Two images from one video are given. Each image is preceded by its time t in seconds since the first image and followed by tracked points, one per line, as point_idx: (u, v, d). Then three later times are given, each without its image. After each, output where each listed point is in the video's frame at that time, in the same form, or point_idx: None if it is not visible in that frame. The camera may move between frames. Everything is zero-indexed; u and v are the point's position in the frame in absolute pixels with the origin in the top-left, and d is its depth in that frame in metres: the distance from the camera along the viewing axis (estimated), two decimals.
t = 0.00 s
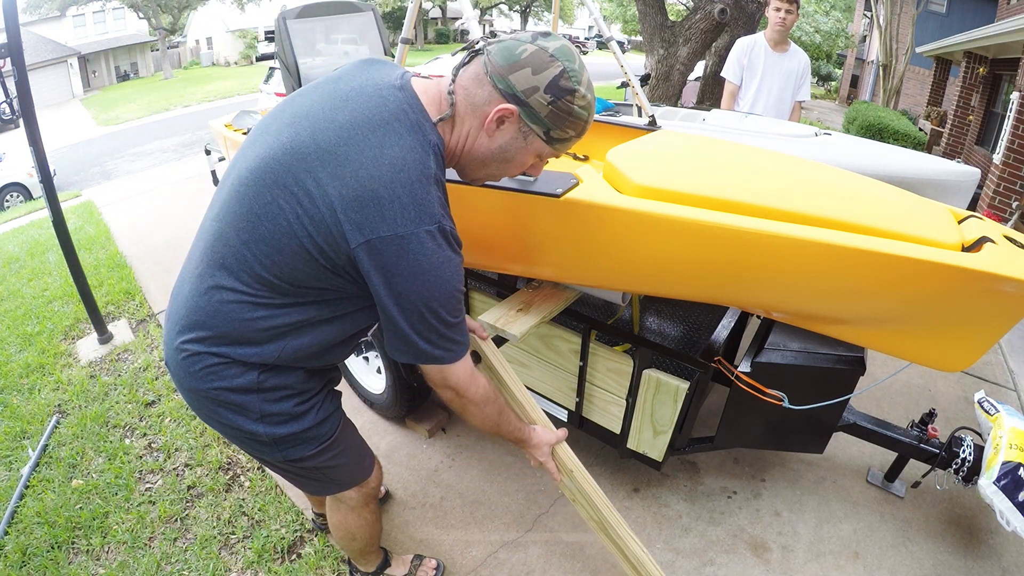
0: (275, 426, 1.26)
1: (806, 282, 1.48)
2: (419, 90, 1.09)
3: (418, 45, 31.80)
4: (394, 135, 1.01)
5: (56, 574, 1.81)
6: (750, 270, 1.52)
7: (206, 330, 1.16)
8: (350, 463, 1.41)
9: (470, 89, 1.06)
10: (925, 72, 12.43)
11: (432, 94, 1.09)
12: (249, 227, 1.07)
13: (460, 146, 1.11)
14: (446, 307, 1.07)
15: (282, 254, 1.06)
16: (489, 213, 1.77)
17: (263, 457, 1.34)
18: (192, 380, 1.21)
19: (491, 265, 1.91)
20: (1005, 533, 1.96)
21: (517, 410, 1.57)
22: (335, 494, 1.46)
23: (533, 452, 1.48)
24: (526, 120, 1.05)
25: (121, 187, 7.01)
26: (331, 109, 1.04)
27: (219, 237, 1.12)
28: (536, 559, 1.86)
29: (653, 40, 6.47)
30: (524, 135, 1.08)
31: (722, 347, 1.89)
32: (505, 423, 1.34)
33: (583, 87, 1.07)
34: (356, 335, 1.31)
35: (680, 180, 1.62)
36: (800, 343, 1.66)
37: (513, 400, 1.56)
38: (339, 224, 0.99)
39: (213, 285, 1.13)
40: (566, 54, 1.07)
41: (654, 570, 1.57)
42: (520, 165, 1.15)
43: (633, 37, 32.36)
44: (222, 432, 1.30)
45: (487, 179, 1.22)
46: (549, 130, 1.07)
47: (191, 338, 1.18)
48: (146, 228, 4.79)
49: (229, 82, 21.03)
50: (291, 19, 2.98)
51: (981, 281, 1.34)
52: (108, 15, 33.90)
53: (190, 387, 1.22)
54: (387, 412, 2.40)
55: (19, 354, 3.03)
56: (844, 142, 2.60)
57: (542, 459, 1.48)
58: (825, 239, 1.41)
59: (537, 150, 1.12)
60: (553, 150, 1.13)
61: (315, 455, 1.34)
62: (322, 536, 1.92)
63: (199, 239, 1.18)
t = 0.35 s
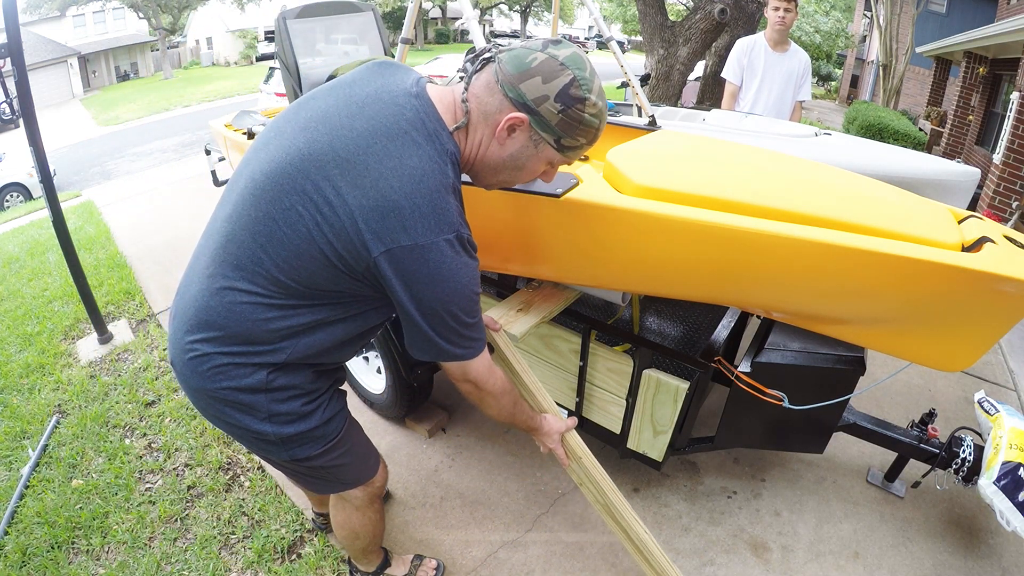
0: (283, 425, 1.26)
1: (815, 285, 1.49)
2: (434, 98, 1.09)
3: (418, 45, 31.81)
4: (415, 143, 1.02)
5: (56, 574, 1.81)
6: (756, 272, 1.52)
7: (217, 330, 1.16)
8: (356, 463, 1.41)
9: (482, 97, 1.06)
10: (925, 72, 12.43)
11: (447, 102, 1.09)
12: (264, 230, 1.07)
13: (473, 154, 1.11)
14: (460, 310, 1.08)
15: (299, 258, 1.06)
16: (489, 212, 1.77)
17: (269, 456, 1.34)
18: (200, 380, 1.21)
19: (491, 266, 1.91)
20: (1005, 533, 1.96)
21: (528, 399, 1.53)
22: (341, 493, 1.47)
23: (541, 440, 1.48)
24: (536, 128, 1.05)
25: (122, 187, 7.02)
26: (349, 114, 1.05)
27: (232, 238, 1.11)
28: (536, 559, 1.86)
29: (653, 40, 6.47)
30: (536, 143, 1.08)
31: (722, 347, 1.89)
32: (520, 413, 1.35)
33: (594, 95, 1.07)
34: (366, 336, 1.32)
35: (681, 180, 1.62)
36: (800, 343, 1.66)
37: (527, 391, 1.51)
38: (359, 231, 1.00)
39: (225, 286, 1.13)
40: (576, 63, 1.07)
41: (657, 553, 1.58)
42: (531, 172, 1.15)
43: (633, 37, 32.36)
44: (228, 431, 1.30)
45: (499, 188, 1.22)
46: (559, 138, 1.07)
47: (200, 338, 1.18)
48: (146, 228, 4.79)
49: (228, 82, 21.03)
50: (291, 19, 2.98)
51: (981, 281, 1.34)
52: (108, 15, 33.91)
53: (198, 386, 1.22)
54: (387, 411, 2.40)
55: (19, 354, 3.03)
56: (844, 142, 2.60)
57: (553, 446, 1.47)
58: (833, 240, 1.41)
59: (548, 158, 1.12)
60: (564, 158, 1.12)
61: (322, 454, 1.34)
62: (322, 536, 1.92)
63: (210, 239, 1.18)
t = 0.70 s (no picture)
0: (285, 425, 1.26)
1: (818, 288, 1.49)
2: (441, 104, 1.09)
3: (418, 45, 31.80)
4: (423, 149, 1.02)
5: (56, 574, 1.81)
6: (760, 274, 1.52)
7: (222, 331, 1.16)
8: (359, 462, 1.41)
9: (486, 103, 1.06)
10: (925, 71, 12.43)
11: (453, 108, 1.09)
12: (271, 233, 1.08)
13: (480, 160, 1.11)
14: (465, 314, 1.08)
15: (305, 261, 1.06)
16: (489, 212, 1.77)
17: (271, 455, 1.34)
18: (204, 379, 1.21)
19: (492, 266, 1.91)
20: (1005, 533, 1.96)
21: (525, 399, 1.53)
22: (343, 492, 1.47)
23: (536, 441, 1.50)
24: (540, 133, 1.04)
25: (122, 187, 7.02)
26: (357, 119, 1.05)
27: (238, 240, 1.11)
28: (536, 559, 1.86)
29: (653, 40, 6.47)
30: (540, 148, 1.07)
31: (722, 347, 1.89)
32: (518, 415, 1.36)
33: (598, 99, 1.05)
34: (370, 338, 1.32)
35: (681, 180, 1.62)
36: (800, 342, 1.66)
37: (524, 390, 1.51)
38: (366, 236, 1.00)
39: (230, 286, 1.13)
40: (579, 67, 1.05)
41: (643, 551, 1.62)
42: (537, 177, 1.14)
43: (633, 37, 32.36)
44: (230, 430, 1.30)
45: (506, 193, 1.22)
46: (563, 143, 1.06)
47: (204, 337, 1.18)
48: (146, 228, 4.79)
49: (228, 82, 21.04)
50: (291, 18, 2.96)
51: (980, 281, 1.34)
52: (109, 15, 33.92)
53: (201, 385, 1.22)
54: (387, 412, 2.40)
55: (19, 354, 3.03)
56: (844, 141, 2.60)
57: (547, 446, 1.50)
58: (837, 243, 1.41)
59: (553, 163, 1.11)
60: (570, 163, 1.11)
61: (324, 454, 1.34)
62: (322, 536, 1.92)
63: (216, 239, 1.18)
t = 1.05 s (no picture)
0: (284, 425, 1.26)
1: (817, 288, 1.49)
2: (439, 105, 1.09)
3: (418, 45, 31.79)
4: (422, 150, 1.02)
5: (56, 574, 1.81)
6: (759, 274, 1.52)
7: (221, 330, 1.16)
8: (358, 461, 1.41)
9: (483, 104, 1.06)
10: (925, 71, 12.43)
11: (451, 109, 1.09)
12: (270, 233, 1.08)
13: (477, 161, 1.10)
14: (463, 312, 1.08)
15: (305, 261, 1.06)
16: (489, 212, 1.77)
17: (271, 455, 1.34)
18: (203, 379, 1.21)
19: (492, 266, 1.91)
20: (1005, 533, 1.96)
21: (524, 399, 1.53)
22: (343, 491, 1.47)
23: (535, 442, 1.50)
24: (537, 132, 1.04)
25: (122, 187, 7.02)
26: (356, 119, 1.05)
27: (237, 240, 1.11)
28: (536, 559, 1.86)
29: (653, 40, 6.46)
30: (537, 147, 1.07)
31: (722, 347, 1.89)
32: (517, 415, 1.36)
33: (593, 98, 1.06)
34: (369, 338, 1.32)
35: (681, 180, 1.62)
36: (800, 342, 1.66)
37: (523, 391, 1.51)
38: (365, 237, 1.00)
39: (230, 286, 1.13)
40: (574, 67, 1.05)
41: (641, 553, 1.62)
42: (534, 177, 1.14)
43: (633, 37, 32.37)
44: (229, 430, 1.30)
45: (504, 194, 1.21)
46: (560, 142, 1.06)
47: (204, 337, 1.18)
48: (146, 228, 4.79)
49: (228, 83, 21.04)
50: (291, 18, 2.96)
51: (980, 281, 1.34)
52: (109, 15, 33.92)
53: (200, 385, 1.22)
54: (387, 411, 2.40)
55: (19, 354, 3.03)
56: (844, 141, 2.60)
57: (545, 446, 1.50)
58: (836, 242, 1.41)
59: (550, 162, 1.10)
60: (567, 162, 1.11)
61: (323, 453, 1.34)
62: (322, 536, 1.92)
63: (215, 240, 1.18)
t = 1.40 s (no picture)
0: (279, 422, 1.26)
1: (812, 286, 1.49)
2: (429, 98, 1.09)
3: (418, 45, 31.79)
4: (412, 143, 1.01)
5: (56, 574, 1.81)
6: (755, 272, 1.52)
7: (216, 327, 1.16)
8: (356, 459, 1.41)
9: (473, 97, 1.06)
10: (925, 71, 12.43)
11: (441, 103, 1.09)
12: (263, 229, 1.08)
13: (468, 153, 1.11)
14: (455, 307, 1.08)
15: (298, 258, 1.06)
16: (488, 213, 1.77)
17: (268, 453, 1.34)
18: (199, 377, 1.21)
19: (492, 265, 1.91)
20: (1005, 533, 1.96)
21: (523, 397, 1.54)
22: (341, 491, 1.47)
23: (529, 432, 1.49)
24: (528, 124, 1.04)
25: (122, 187, 7.02)
26: (347, 114, 1.05)
27: (232, 237, 1.12)
28: (536, 559, 1.86)
29: (653, 40, 6.46)
30: (528, 139, 1.07)
31: (722, 347, 1.90)
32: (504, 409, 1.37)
33: (583, 89, 1.06)
34: (364, 335, 1.31)
35: (681, 180, 1.62)
36: (800, 343, 1.67)
37: (523, 390, 1.51)
38: (357, 231, 1.00)
39: (224, 284, 1.14)
40: (564, 58, 1.05)
41: (641, 553, 1.62)
42: (526, 168, 1.14)
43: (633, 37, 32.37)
44: (226, 428, 1.30)
45: (496, 185, 1.22)
46: (551, 133, 1.06)
47: (199, 334, 1.18)
48: (146, 228, 4.79)
49: (228, 82, 21.04)
50: (291, 18, 2.97)
51: (980, 281, 1.34)
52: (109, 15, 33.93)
53: (197, 384, 1.22)
54: (387, 411, 2.40)
55: (19, 354, 3.03)
56: (844, 141, 2.60)
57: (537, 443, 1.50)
58: (832, 240, 1.41)
59: (542, 153, 1.11)
60: (558, 152, 1.11)
61: (320, 451, 1.34)
62: (322, 536, 1.92)
63: (210, 238, 1.18)
